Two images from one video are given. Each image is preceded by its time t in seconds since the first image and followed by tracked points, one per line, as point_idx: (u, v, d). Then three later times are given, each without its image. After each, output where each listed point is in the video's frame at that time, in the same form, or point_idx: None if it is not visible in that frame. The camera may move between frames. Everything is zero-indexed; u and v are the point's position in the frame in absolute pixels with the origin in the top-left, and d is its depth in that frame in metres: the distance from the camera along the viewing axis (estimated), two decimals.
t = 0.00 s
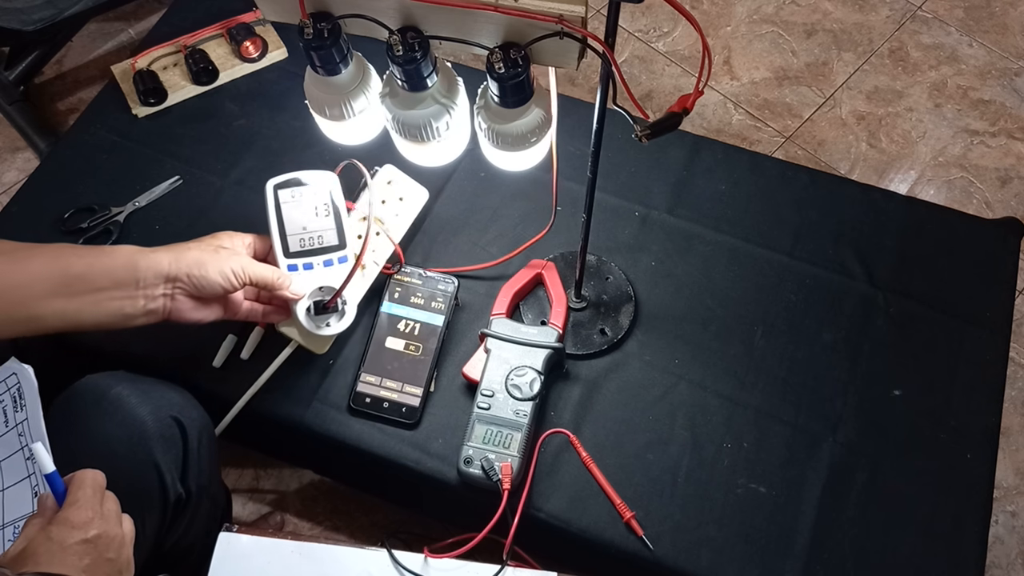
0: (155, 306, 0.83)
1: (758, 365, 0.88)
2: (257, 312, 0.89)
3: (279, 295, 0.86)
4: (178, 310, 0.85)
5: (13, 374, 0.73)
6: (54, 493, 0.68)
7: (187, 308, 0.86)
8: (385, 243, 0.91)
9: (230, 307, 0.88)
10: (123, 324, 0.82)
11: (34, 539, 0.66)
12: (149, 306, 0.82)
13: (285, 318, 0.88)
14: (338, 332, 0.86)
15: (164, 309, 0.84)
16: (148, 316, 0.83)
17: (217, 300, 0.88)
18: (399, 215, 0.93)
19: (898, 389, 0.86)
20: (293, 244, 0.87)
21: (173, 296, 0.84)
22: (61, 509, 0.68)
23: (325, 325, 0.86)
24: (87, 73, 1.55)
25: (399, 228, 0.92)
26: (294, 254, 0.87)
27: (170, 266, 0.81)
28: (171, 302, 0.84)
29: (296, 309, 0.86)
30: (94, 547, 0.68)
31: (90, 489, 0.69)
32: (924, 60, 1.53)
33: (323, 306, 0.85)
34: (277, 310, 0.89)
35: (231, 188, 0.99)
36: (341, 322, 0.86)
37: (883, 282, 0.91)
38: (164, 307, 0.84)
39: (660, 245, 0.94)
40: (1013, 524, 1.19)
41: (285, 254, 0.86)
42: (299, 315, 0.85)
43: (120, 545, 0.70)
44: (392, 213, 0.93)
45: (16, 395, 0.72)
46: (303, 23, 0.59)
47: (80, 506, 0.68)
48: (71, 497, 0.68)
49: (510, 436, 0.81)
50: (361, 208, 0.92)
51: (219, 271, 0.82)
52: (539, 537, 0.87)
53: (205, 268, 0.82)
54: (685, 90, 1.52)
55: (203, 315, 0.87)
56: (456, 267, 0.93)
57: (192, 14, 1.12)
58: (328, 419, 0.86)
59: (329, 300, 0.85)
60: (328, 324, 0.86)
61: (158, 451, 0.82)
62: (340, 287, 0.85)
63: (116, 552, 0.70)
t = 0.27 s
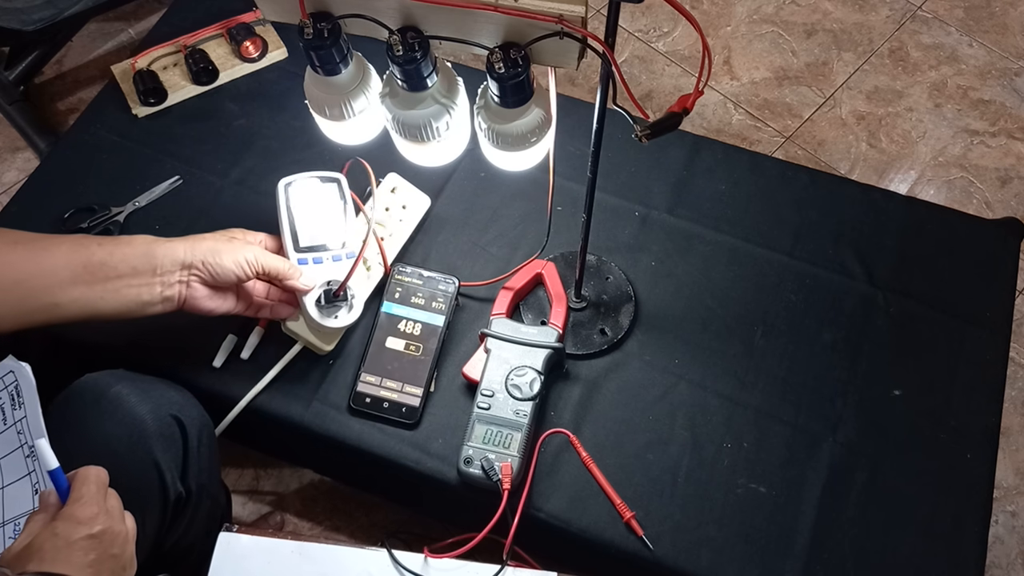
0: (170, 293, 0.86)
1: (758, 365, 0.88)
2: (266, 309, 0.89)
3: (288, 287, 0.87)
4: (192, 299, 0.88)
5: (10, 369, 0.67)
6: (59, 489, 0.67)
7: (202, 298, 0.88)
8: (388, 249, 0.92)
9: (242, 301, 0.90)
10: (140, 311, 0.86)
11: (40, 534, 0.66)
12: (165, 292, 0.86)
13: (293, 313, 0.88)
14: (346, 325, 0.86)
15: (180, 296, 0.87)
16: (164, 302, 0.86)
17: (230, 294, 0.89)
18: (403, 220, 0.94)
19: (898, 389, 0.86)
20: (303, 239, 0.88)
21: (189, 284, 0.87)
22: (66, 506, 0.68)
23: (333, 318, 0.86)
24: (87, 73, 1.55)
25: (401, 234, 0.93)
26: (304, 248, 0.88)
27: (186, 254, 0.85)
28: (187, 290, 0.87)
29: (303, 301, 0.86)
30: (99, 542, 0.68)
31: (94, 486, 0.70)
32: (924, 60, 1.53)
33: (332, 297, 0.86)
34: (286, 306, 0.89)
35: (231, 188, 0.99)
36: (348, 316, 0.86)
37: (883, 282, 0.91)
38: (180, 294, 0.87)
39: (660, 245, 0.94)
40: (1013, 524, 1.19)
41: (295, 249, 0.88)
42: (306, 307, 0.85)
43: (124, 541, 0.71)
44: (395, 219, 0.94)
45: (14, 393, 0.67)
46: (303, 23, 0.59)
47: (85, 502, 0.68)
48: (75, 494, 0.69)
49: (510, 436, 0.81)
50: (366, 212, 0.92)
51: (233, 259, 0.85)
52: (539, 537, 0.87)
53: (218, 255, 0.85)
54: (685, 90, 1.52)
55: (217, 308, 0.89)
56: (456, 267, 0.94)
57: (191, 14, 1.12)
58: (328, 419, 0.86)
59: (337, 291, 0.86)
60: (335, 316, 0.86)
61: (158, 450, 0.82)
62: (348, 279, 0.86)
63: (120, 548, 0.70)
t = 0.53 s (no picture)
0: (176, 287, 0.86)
1: (758, 365, 0.88)
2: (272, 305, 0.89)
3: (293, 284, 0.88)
4: (197, 294, 0.88)
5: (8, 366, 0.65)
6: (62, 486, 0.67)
7: (208, 293, 0.88)
8: (392, 252, 0.92)
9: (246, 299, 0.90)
10: (146, 305, 0.86)
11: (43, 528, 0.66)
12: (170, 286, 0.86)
13: (297, 311, 0.89)
14: (351, 321, 0.87)
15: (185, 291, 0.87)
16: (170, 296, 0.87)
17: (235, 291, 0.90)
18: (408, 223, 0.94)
19: (898, 389, 0.86)
20: (309, 238, 0.89)
21: (194, 278, 0.87)
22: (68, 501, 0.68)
23: (337, 315, 0.86)
24: (87, 73, 1.55)
25: (405, 237, 0.93)
26: (308, 247, 0.89)
27: (193, 248, 0.86)
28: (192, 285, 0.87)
29: (308, 296, 0.86)
30: (102, 536, 0.68)
31: (95, 481, 0.70)
32: (924, 60, 1.53)
33: (336, 292, 0.86)
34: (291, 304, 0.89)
35: (231, 188, 0.99)
36: (353, 312, 0.87)
37: (883, 282, 0.91)
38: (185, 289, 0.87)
39: (660, 245, 0.94)
40: (1013, 524, 1.19)
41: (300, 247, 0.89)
42: (309, 302, 0.86)
43: (126, 536, 0.71)
44: (400, 224, 0.94)
45: (13, 392, 0.65)
46: (303, 23, 0.59)
47: (87, 497, 0.69)
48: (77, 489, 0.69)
49: (510, 436, 0.81)
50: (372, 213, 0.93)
51: (238, 254, 0.86)
52: (539, 537, 0.87)
53: (225, 251, 0.86)
54: (686, 90, 1.52)
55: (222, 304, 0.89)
56: (456, 267, 0.94)
57: (191, 14, 1.12)
58: (328, 419, 0.86)
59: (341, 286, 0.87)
60: (340, 312, 0.86)
61: (158, 448, 0.82)
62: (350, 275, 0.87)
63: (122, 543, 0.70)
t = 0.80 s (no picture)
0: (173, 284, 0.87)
1: (758, 365, 0.88)
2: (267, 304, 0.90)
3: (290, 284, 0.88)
4: (193, 291, 0.88)
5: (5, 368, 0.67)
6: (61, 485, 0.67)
7: (203, 291, 0.88)
8: (391, 252, 0.92)
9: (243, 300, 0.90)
10: (142, 299, 0.87)
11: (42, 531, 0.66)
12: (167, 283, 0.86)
13: (294, 311, 0.89)
14: (350, 319, 0.87)
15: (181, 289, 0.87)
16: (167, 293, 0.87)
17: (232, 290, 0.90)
18: (407, 223, 0.94)
19: (898, 389, 0.86)
20: (307, 237, 0.90)
21: (191, 275, 0.87)
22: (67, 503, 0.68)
23: (335, 313, 0.86)
24: (87, 73, 1.55)
25: (405, 237, 0.93)
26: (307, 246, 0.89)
27: (191, 244, 0.86)
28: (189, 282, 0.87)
29: (306, 294, 0.86)
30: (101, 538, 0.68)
31: (94, 481, 0.70)
32: (924, 60, 1.53)
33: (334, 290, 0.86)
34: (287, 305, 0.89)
35: (231, 188, 0.99)
36: (351, 310, 0.87)
37: (883, 282, 0.91)
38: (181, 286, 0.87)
39: (660, 245, 0.94)
40: (1013, 524, 1.19)
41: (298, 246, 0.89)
42: (308, 300, 0.86)
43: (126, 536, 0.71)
44: (399, 223, 0.94)
45: (12, 389, 0.66)
46: (303, 23, 0.59)
47: (86, 499, 0.69)
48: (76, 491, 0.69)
49: (510, 436, 0.81)
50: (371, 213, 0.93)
51: (235, 253, 0.86)
52: (539, 537, 0.87)
53: (222, 248, 0.86)
54: (686, 90, 1.52)
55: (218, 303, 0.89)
56: (456, 267, 0.94)
57: (191, 14, 1.12)
58: (328, 419, 0.86)
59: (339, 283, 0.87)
60: (338, 310, 0.86)
61: (157, 448, 0.82)
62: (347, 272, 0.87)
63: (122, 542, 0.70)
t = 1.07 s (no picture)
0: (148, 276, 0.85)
1: (758, 365, 0.88)
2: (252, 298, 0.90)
3: (283, 280, 0.88)
4: (174, 283, 0.88)
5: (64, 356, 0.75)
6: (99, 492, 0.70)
7: (184, 284, 0.88)
8: (390, 251, 0.92)
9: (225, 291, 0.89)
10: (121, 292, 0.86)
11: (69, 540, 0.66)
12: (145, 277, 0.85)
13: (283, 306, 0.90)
14: (348, 318, 0.87)
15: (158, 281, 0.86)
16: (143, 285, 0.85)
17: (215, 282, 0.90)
18: (406, 222, 0.94)
19: (898, 389, 0.86)
20: (306, 237, 0.90)
21: (172, 268, 0.86)
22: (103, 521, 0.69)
23: (332, 312, 0.86)
24: (87, 73, 1.55)
25: (404, 237, 0.93)
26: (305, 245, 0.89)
27: (174, 239, 0.84)
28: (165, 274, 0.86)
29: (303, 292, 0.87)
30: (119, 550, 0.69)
31: (132, 498, 0.71)
32: (924, 60, 1.53)
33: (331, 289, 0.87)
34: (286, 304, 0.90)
35: (231, 188, 0.99)
36: (348, 309, 0.87)
37: (883, 282, 0.91)
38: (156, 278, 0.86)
39: (660, 245, 0.94)
40: (1013, 523, 1.19)
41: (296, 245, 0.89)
42: (304, 299, 0.86)
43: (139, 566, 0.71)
44: (398, 223, 0.94)
45: (76, 369, 0.75)
46: (303, 23, 0.59)
47: (116, 516, 0.69)
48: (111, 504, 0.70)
49: (510, 436, 0.81)
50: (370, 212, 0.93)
51: (217, 250, 0.85)
52: (539, 537, 0.87)
53: (205, 245, 0.85)
54: (686, 90, 1.52)
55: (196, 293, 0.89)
56: (456, 267, 0.94)
57: (191, 13, 1.12)
58: (328, 419, 0.86)
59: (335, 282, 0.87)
60: (336, 309, 0.87)
61: (157, 448, 0.82)
62: (344, 271, 0.87)
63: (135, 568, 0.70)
